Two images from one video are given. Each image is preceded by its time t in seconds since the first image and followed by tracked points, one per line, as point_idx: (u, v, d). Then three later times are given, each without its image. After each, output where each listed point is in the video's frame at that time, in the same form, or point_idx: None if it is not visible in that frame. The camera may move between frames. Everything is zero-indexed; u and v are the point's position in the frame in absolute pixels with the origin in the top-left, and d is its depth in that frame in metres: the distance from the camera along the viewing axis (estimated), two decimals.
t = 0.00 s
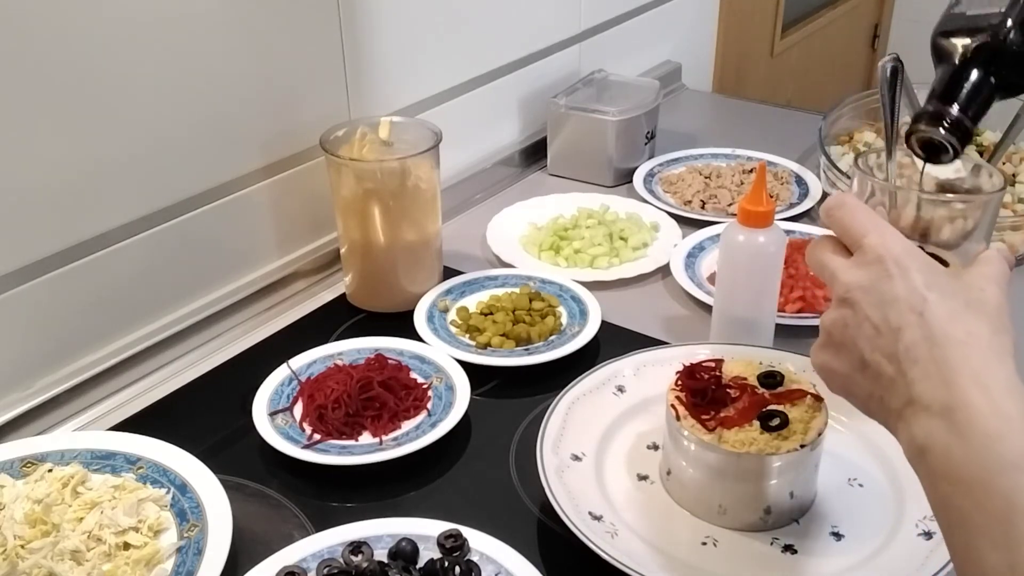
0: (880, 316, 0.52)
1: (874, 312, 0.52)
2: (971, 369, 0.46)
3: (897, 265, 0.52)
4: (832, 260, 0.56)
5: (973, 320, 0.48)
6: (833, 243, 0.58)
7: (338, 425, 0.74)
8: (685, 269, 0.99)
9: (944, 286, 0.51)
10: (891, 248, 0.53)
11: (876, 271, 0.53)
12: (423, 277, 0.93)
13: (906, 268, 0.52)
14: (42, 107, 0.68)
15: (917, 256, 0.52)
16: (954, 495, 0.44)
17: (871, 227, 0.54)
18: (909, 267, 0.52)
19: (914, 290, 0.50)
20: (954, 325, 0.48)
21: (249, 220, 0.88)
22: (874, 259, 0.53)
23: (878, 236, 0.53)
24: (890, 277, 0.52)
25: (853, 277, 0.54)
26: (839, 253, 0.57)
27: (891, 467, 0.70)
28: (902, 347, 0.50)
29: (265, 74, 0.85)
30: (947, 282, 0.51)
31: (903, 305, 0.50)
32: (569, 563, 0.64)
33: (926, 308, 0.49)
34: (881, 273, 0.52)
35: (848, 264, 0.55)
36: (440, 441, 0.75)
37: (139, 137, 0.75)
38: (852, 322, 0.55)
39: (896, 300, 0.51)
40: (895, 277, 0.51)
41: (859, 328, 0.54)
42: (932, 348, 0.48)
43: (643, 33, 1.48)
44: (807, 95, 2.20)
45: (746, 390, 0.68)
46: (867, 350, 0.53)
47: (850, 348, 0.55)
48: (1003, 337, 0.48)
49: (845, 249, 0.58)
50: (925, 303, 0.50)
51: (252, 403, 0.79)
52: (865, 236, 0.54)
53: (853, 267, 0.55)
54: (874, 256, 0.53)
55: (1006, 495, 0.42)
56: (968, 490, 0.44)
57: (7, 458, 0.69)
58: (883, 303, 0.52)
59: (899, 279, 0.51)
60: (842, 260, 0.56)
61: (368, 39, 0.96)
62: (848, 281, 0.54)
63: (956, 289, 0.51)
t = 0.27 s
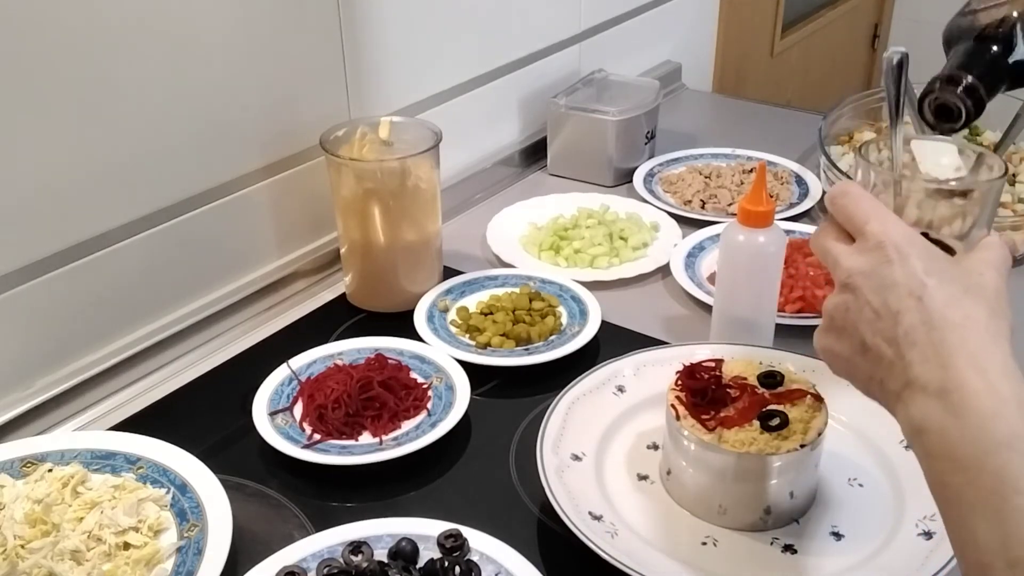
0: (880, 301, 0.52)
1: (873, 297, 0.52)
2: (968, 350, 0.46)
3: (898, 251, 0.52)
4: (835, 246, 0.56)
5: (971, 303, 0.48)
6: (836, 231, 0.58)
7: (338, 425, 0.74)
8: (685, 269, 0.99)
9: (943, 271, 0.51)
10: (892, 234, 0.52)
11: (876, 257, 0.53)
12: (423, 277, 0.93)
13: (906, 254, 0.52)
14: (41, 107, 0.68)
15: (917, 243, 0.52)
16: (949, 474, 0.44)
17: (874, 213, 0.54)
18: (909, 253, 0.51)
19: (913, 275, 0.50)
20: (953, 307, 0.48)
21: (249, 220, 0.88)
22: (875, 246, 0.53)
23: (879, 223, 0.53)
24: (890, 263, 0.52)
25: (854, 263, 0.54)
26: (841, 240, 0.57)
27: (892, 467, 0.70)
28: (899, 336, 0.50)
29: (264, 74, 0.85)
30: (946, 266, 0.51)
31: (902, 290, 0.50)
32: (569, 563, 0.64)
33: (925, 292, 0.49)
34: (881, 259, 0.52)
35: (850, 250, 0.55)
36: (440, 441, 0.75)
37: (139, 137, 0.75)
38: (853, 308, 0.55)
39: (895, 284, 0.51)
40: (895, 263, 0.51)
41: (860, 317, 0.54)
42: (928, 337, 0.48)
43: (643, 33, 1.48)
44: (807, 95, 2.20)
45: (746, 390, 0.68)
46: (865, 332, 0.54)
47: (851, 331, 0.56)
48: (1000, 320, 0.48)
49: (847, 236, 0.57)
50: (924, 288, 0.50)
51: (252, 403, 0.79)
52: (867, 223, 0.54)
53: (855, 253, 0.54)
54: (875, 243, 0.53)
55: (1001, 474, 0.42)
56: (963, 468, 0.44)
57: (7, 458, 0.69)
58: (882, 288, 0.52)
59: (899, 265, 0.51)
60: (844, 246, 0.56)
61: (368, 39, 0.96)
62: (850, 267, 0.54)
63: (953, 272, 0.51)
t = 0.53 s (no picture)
0: (877, 253, 0.53)
1: (871, 250, 0.54)
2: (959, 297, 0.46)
3: (896, 204, 0.53)
4: (837, 202, 0.58)
5: (965, 255, 0.49)
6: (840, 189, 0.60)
7: (338, 425, 0.74)
8: (685, 269, 0.99)
9: (941, 226, 0.51)
10: (891, 189, 0.54)
11: (875, 211, 0.54)
12: (424, 277, 0.93)
13: (904, 207, 0.53)
14: (41, 108, 0.68)
15: (918, 199, 0.53)
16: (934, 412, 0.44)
17: (876, 169, 0.56)
18: (907, 207, 0.53)
19: (911, 228, 0.51)
20: (946, 258, 0.49)
21: (249, 219, 0.88)
22: (875, 200, 0.55)
23: (879, 178, 0.55)
24: (888, 216, 0.53)
25: (856, 217, 0.56)
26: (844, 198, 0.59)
27: (891, 467, 0.70)
28: (891, 291, 0.51)
29: (264, 74, 0.85)
30: (942, 223, 0.52)
31: (898, 241, 0.52)
32: (569, 562, 0.64)
33: (921, 242, 0.50)
34: (880, 212, 0.54)
35: (851, 206, 0.57)
36: (440, 441, 0.75)
37: (138, 137, 0.75)
38: (852, 259, 0.56)
39: (891, 237, 0.52)
40: (893, 216, 0.53)
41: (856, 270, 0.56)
42: (921, 308, 0.47)
43: (643, 34, 1.48)
44: (807, 95, 2.20)
45: (746, 390, 0.68)
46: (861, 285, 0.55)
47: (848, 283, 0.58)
48: (994, 274, 0.48)
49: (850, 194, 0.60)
50: (919, 238, 0.51)
51: (252, 403, 0.79)
52: (868, 178, 0.56)
53: (855, 208, 0.56)
54: (875, 197, 0.55)
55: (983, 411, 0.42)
56: (948, 407, 0.44)
57: (7, 458, 0.69)
58: (880, 241, 0.53)
59: (896, 218, 0.53)
60: (846, 202, 0.58)
61: (368, 39, 0.96)
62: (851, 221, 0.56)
63: (951, 230, 0.51)
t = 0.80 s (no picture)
0: (834, 221, 0.52)
1: (830, 217, 0.52)
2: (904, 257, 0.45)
3: (847, 168, 0.52)
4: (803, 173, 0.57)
5: (915, 212, 0.47)
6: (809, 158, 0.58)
7: (338, 425, 0.74)
8: (685, 269, 0.99)
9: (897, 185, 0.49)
10: (845, 154, 0.52)
11: (831, 178, 0.53)
12: (423, 277, 0.93)
13: (856, 169, 0.51)
14: (41, 109, 0.68)
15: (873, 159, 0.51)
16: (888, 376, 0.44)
17: (835, 134, 0.54)
18: (859, 169, 0.51)
19: (861, 190, 0.50)
20: (895, 217, 0.47)
21: (250, 219, 0.88)
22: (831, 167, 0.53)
23: (836, 144, 0.54)
24: (841, 181, 0.52)
25: (814, 185, 0.55)
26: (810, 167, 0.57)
27: (892, 467, 0.70)
28: (847, 259, 0.50)
29: (264, 74, 0.85)
30: (900, 181, 0.50)
31: (850, 205, 0.50)
32: (568, 562, 0.64)
33: (872, 205, 0.49)
34: (834, 179, 0.53)
35: (813, 176, 0.56)
36: (441, 441, 0.75)
37: (139, 138, 0.75)
38: (813, 228, 0.55)
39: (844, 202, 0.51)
40: (846, 180, 0.51)
41: (819, 240, 0.55)
42: (870, 280, 0.46)
43: (643, 34, 1.48)
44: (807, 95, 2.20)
45: (746, 390, 0.68)
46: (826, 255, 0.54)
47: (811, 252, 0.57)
48: (945, 229, 0.46)
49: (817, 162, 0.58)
50: (869, 200, 0.49)
51: (252, 403, 0.79)
52: (825, 145, 0.54)
53: (816, 176, 0.55)
54: (831, 163, 0.53)
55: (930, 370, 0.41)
56: (898, 367, 0.43)
57: (7, 458, 0.69)
58: (835, 207, 0.52)
59: (849, 182, 0.51)
60: (810, 171, 0.56)
61: (368, 39, 0.96)
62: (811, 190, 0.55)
63: (908, 186, 0.49)
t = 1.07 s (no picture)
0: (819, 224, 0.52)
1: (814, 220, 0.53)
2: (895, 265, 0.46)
3: (834, 172, 0.52)
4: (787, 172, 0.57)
5: (901, 220, 0.48)
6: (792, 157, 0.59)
7: (338, 425, 0.74)
8: (685, 269, 0.99)
9: (882, 190, 0.50)
10: (830, 155, 0.53)
11: (817, 180, 0.53)
12: (423, 276, 0.93)
13: (843, 174, 0.51)
14: (41, 108, 0.68)
15: (858, 162, 0.51)
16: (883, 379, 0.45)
17: (819, 135, 0.54)
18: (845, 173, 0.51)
19: (849, 196, 0.50)
20: (883, 225, 0.48)
21: (249, 219, 0.88)
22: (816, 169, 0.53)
23: (821, 145, 0.54)
24: (827, 186, 0.52)
25: (799, 186, 0.55)
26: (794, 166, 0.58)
27: (892, 467, 0.70)
28: (834, 264, 0.50)
29: (264, 74, 0.85)
30: (885, 186, 0.50)
31: (836, 210, 0.50)
32: (568, 562, 0.64)
33: (858, 212, 0.49)
34: (819, 183, 0.53)
35: (797, 176, 0.56)
36: (440, 440, 0.75)
37: (138, 138, 0.75)
38: (798, 231, 0.55)
39: (830, 207, 0.51)
40: (831, 185, 0.51)
41: (804, 244, 0.55)
42: (863, 286, 0.47)
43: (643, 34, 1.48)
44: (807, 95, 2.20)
45: (746, 390, 0.68)
46: (810, 256, 0.54)
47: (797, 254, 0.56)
48: (932, 238, 0.47)
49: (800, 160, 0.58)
50: (857, 208, 0.49)
51: (252, 403, 0.79)
52: (811, 146, 0.54)
53: (801, 176, 0.55)
54: (817, 166, 0.53)
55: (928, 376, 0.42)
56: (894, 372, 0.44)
57: (7, 458, 0.69)
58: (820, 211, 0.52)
59: (835, 186, 0.51)
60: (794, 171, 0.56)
61: (368, 39, 0.96)
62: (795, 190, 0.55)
63: (892, 191, 0.50)
